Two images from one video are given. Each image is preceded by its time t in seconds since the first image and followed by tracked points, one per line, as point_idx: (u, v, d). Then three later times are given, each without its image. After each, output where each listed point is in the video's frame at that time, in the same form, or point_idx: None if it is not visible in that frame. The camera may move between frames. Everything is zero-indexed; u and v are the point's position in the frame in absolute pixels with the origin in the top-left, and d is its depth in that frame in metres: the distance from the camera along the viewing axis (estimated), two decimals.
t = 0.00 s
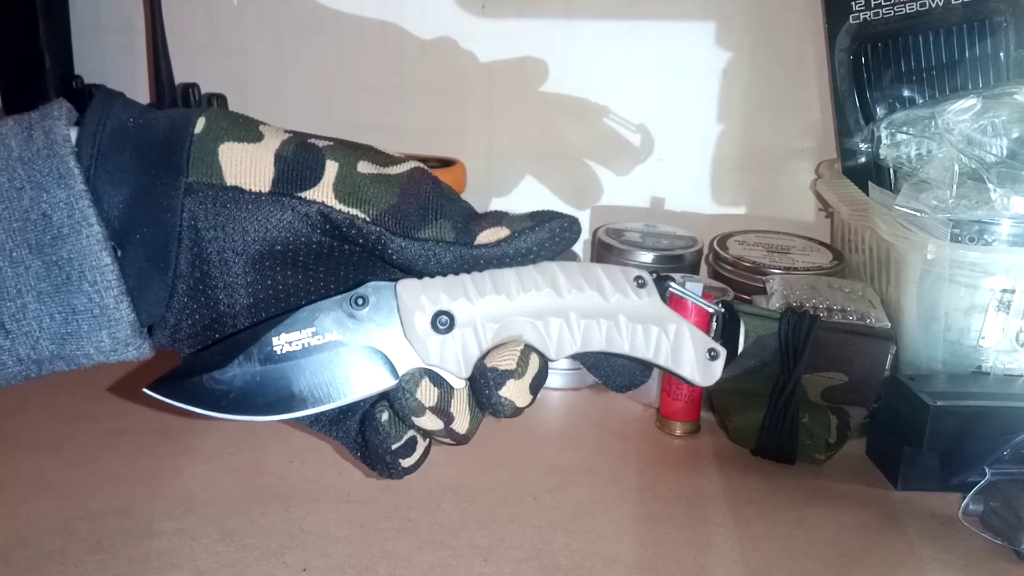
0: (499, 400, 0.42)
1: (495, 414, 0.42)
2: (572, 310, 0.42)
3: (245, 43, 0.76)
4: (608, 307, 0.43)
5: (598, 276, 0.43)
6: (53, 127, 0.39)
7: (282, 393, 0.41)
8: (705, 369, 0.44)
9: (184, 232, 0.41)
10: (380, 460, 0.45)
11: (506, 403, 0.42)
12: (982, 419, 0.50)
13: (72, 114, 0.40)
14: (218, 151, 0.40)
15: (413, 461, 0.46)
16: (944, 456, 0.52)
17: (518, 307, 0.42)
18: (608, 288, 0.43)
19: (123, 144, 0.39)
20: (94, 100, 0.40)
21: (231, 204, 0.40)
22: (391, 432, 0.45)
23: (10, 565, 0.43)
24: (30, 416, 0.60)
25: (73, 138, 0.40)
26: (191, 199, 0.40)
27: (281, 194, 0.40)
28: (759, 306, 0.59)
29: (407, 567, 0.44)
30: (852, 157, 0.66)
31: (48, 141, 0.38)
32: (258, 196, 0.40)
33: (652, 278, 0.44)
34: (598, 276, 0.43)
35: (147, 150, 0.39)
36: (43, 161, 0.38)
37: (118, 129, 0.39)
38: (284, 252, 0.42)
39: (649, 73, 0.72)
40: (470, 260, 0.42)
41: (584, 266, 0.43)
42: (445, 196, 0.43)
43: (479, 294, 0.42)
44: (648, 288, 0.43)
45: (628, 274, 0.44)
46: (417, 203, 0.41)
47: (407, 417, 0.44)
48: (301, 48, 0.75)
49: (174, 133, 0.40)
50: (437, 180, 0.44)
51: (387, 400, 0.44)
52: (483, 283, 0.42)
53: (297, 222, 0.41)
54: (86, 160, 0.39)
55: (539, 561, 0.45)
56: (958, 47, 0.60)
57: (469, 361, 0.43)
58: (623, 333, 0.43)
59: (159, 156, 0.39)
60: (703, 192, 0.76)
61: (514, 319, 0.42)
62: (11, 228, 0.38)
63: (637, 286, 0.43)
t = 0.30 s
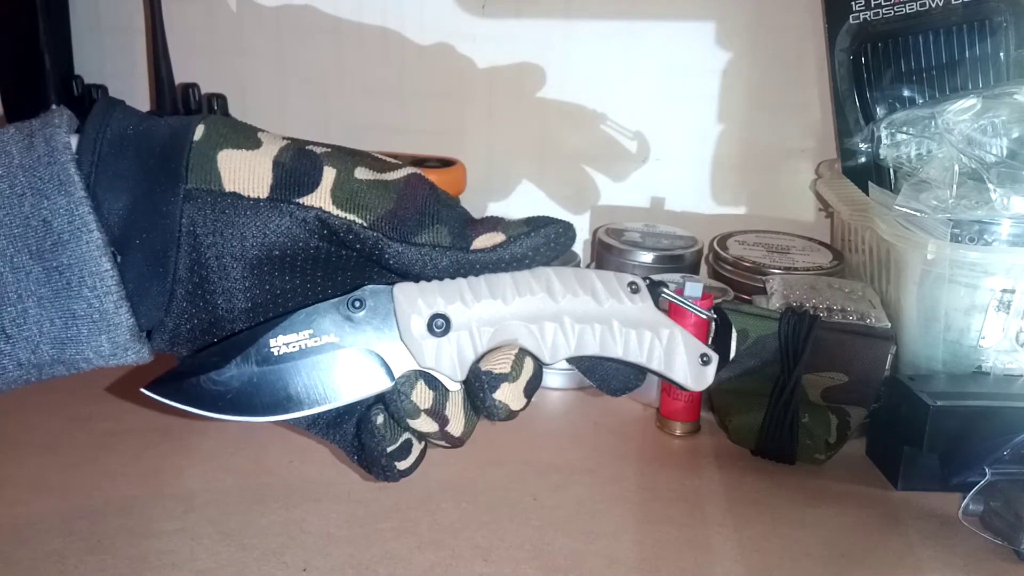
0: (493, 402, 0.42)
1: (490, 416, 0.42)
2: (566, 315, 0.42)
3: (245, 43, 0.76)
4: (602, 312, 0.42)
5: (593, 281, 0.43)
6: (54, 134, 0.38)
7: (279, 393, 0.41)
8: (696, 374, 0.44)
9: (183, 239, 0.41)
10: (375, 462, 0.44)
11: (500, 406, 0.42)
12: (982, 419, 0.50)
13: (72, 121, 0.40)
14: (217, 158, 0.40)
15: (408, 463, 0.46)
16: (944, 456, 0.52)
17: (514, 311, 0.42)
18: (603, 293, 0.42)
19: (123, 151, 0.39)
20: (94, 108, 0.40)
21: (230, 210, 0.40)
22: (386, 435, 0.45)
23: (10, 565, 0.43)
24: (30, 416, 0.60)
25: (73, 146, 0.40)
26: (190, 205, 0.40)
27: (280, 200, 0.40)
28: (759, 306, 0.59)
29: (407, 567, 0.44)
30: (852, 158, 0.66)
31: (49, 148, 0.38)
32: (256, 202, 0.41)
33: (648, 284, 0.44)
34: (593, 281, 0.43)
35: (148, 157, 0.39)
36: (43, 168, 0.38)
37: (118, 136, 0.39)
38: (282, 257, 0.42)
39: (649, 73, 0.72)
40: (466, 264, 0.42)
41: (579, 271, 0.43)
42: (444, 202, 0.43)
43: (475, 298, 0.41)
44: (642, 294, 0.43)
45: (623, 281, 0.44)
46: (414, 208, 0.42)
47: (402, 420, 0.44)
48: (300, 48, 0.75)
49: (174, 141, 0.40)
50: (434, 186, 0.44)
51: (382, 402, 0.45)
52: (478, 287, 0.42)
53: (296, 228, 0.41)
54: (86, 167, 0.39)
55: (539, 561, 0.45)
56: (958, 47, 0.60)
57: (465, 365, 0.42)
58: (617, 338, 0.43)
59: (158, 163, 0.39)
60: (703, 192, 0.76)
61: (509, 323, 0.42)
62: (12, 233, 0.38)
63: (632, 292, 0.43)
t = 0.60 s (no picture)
0: (495, 406, 0.42)
1: (491, 419, 0.42)
2: (565, 316, 0.42)
3: (245, 43, 0.76)
4: (600, 314, 0.42)
5: (590, 283, 0.43)
6: (49, 140, 0.39)
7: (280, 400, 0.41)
8: (693, 375, 0.43)
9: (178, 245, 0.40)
10: (373, 467, 0.45)
11: (501, 410, 0.42)
12: (982, 419, 0.50)
13: (68, 128, 0.41)
14: (213, 164, 0.40)
15: (406, 467, 0.47)
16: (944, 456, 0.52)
17: (513, 313, 0.42)
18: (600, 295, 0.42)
19: (120, 158, 0.39)
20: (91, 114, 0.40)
21: (226, 215, 0.40)
22: (384, 438, 0.45)
23: (11, 565, 0.43)
24: (30, 417, 0.60)
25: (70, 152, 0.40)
26: (186, 211, 0.39)
27: (276, 205, 0.40)
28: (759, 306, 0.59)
29: (407, 567, 0.44)
30: (852, 158, 0.66)
31: (45, 154, 0.38)
32: (253, 208, 0.40)
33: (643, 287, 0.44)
34: (589, 284, 0.43)
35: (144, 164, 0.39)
36: (39, 174, 0.38)
37: (115, 142, 0.40)
38: (279, 262, 0.41)
39: (649, 73, 0.72)
40: (463, 269, 0.42)
41: (576, 274, 0.43)
42: (443, 209, 0.43)
43: (475, 300, 0.41)
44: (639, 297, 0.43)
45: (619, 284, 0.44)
46: (410, 212, 0.41)
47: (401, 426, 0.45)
48: (300, 48, 0.75)
49: (171, 146, 0.40)
50: (429, 191, 0.43)
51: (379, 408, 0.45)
52: (476, 290, 0.42)
53: (292, 233, 0.41)
54: (83, 173, 0.39)
55: (538, 561, 0.45)
56: (958, 47, 0.60)
57: (465, 368, 0.42)
58: (614, 340, 0.43)
59: (153, 168, 0.39)
60: (703, 192, 0.76)
61: (508, 325, 0.42)
62: (7, 239, 0.38)
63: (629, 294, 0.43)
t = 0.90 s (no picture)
0: (514, 392, 0.41)
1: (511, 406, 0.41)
2: (559, 290, 0.41)
3: (245, 43, 0.76)
4: (586, 279, 0.42)
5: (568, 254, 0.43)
6: (30, 155, 0.39)
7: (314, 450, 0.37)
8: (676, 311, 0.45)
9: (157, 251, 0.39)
10: (390, 462, 0.43)
11: (522, 395, 0.41)
12: (982, 419, 0.50)
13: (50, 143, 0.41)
14: (192, 172, 0.38)
15: (418, 461, 0.45)
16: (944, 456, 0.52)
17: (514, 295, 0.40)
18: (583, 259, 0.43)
19: (101, 168, 0.39)
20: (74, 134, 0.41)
21: (201, 221, 0.38)
22: (402, 437, 0.43)
23: (11, 564, 0.43)
24: (30, 417, 0.60)
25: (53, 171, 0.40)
26: (164, 219, 0.38)
27: (254, 210, 0.38)
28: (759, 306, 0.59)
29: (407, 567, 0.44)
30: (852, 158, 0.66)
31: (25, 168, 0.38)
32: (231, 214, 0.38)
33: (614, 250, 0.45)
34: (567, 254, 0.43)
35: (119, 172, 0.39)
36: (19, 187, 0.38)
37: (94, 156, 0.40)
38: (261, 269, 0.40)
39: (649, 72, 0.72)
40: (437, 278, 0.40)
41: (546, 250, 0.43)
42: (405, 213, 0.40)
43: (470, 293, 0.39)
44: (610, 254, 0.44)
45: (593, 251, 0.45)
46: (379, 221, 0.39)
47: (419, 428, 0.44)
48: (300, 48, 0.75)
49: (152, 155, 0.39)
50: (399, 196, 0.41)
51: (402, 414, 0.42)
52: (472, 285, 0.40)
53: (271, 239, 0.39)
54: (62, 185, 0.39)
55: (538, 561, 0.45)
56: (958, 47, 0.60)
57: (483, 361, 0.39)
58: (606, 301, 0.42)
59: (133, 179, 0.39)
60: (703, 192, 0.76)
61: (510, 309, 0.40)
62: None
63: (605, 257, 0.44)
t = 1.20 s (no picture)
0: (502, 384, 0.48)
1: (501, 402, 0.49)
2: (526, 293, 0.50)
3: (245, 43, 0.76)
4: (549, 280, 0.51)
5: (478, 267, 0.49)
6: (15, 201, 0.44)
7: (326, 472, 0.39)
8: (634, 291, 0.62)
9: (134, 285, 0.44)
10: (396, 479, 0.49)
11: (511, 388, 0.48)
12: (982, 419, 0.50)
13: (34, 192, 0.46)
14: (163, 208, 0.44)
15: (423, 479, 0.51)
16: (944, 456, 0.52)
17: (472, 301, 0.47)
18: (495, 266, 0.51)
19: (80, 208, 0.44)
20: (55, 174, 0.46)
21: (174, 253, 0.44)
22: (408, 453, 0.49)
23: (11, 564, 0.43)
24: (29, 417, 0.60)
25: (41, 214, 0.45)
26: (137, 254, 0.44)
27: (222, 239, 0.44)
28: (759, 306, 0.59)
29: (407, 567, 0.44)
30: (852, 158, 0.66)
31: (10, 214, 0.44)
32: (201, 242, 0.44)
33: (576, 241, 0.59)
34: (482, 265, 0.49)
35: (96, 212, 0.44)
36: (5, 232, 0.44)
37: (73, 197, 0.44)
38: (238, 298, 0.44)
39: (649, 72, 0.72)
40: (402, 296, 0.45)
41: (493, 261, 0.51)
42: (364, 232, 0.46)
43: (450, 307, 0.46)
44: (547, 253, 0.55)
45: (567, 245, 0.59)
46: (339, 247, 0.45)
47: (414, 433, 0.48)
48: (301, 48, 0.75)
49: (122, 199, 0.44)
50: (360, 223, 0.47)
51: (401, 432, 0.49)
52: (437, 302, 0.46)
53: (242, 267, 0.44)
54: (48, 231, 0.44)
55: (538, 561, 0.45)
56: (958, 47, 0.60)
57: (468, 367, 0.46)
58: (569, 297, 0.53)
59: (103, 221, 0.44)
60: (703, 192, 0.76)
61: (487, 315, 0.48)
62: None
63: (504, 262, 0.51)
